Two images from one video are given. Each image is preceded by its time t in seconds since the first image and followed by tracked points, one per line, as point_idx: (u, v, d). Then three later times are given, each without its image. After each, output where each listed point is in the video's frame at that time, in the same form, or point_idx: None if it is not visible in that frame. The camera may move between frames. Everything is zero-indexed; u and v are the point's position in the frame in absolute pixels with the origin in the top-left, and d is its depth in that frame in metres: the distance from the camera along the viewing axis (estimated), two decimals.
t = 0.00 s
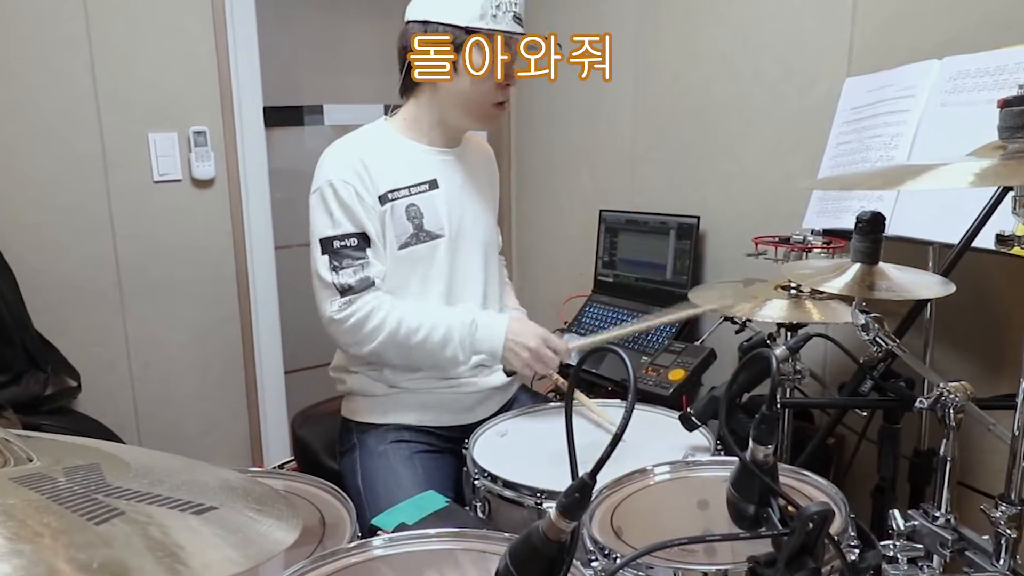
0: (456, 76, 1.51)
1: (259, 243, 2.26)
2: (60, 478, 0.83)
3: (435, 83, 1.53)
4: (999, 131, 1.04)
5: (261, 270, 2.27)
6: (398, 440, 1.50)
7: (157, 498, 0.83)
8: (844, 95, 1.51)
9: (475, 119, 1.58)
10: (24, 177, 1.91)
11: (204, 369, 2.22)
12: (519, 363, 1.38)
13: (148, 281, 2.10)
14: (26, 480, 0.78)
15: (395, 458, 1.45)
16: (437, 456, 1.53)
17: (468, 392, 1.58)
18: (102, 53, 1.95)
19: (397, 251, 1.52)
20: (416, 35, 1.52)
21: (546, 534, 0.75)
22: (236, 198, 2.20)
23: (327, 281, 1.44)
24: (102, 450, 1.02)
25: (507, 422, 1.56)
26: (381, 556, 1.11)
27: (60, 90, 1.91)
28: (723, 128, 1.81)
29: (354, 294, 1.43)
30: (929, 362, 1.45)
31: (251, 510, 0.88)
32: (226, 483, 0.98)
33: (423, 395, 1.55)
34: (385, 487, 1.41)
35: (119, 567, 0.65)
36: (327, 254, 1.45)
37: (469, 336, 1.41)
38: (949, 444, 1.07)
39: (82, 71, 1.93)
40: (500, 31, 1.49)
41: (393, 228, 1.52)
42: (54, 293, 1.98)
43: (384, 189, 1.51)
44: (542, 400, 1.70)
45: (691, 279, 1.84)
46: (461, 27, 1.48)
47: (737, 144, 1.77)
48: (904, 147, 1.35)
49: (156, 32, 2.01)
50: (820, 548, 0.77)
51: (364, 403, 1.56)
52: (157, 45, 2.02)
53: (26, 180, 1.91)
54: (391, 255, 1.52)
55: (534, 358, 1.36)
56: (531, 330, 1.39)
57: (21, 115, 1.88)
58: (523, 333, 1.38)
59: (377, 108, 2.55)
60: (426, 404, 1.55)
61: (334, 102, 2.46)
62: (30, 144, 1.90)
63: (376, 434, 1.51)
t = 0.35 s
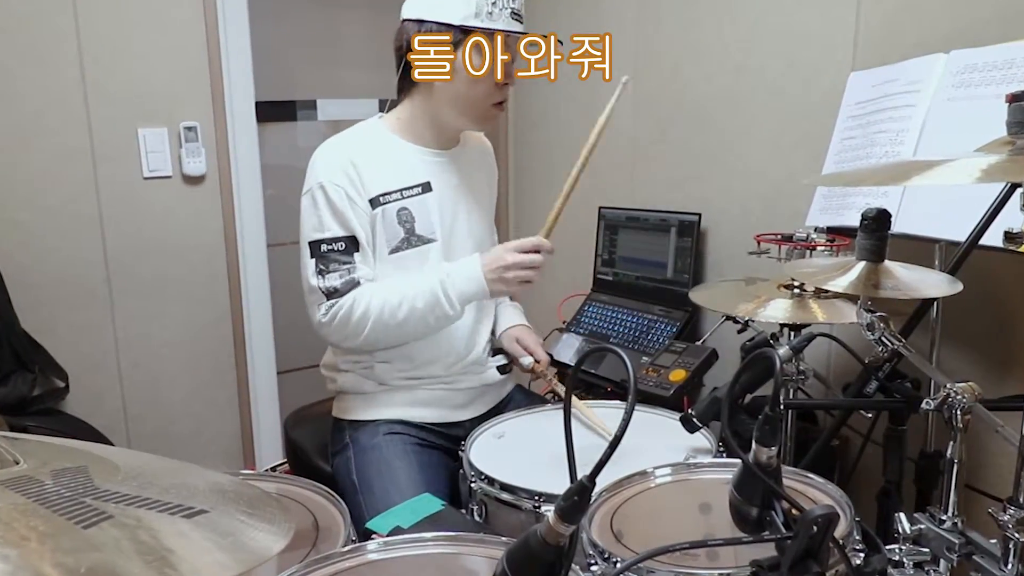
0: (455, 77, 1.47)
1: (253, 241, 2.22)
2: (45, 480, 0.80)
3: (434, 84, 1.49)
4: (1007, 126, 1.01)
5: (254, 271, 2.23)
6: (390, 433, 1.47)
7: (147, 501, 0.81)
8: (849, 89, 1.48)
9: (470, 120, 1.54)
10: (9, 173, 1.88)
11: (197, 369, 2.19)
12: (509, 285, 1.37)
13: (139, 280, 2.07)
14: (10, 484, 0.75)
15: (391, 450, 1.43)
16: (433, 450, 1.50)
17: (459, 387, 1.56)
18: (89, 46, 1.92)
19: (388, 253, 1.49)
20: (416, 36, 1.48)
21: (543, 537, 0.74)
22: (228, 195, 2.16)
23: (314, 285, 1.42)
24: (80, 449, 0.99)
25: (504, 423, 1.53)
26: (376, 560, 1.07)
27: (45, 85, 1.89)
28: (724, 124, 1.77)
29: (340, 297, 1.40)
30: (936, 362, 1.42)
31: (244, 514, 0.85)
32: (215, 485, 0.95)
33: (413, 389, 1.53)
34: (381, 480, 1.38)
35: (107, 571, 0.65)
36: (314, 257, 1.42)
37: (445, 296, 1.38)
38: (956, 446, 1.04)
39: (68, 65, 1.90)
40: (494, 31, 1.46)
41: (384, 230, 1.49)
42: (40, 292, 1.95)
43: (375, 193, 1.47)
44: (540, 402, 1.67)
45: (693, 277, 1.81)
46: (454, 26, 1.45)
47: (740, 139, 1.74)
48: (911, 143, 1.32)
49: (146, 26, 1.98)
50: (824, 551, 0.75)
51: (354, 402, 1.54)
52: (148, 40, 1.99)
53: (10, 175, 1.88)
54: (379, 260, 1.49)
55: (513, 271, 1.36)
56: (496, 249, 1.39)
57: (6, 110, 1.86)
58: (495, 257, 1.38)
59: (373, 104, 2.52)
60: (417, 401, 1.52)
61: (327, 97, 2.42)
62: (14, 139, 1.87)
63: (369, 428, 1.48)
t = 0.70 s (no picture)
0: (456, 77, 1.47)
1: (245, 239, 2.19)
2: (33, 483, 0.78)
3: (434, 84, 1.48)
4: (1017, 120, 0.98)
5: (246, 269, 2.20)
6: (384, 435, 1.45)
7: (140, 504, 0.79)
8: (853, 84, 1.45)
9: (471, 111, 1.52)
10: None
11: (190, 369, 2.16)
12: (511, 333, 1.32)
13: (130, 278, 2.05)
14: None
15: (384, 454, 1.41)
16: (426, 452, 1.48)
17: (456, 388, 1.52)
18: (78, 41, 1.89)
19: (382, 253, 1.46)
20: (415, 35, 1.48)
21: (541, 542, 0.71)
22: (219, 192, 2.12)
23: (309, 286, 1.38)
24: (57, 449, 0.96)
25: (502, 424, 1.50)
26: (370, 565, 1.04)
27: (32, 80, 1.86)
28: (727, 119, 1.75)
29: (337, 300, 1.37)
30: (942, 362, 1.39)
31: (231, 519, 0.82)
32: (203, 487, 0.92)
33: (407, 391, 1.49)
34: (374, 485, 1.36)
35: None
36: (310, 258, 1.39)
37: (453, 313, 1.35)
38: (963, 448, 1.01)
39: (56, 60, 1.88)
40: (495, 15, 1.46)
41: (379, 230, 1.45)
42: (28, 292, 1.92)
43: (370, 192, 1.44)
44: (538, 403, 1.64)
45: (693, 276, 1.79)
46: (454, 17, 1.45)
47: (742, 135, 1.71)
48: (916, 139, 1.29)
49: (136, 21, 1.95)
50: (828, 557, 0.72)
51: (347, 403, 1.50)
52: (139, 34, 1.96)
53: None
54: (376, 261, 1.46)
55: (526, 322, 1.31)
56: (515, 295, 1.34)
57: None
58: (509, 302, 1.33)
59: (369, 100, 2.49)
60: (414, 401, 1.49)
61: (321, 91, 2.39)
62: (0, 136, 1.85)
63: (362, 430, 1.46)
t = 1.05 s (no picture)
0: (456, 77, 1.42)
1: (236, 236, 2.16)
2: (20, 485, 0.75)
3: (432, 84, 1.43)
4: None
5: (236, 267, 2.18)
6: (379, 441, 1.42)
7: (130, 507, 0.76)
8: (858, 79, 1.43)
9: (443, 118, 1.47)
10: None
11: (183, 369, 2.13)
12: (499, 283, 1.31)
13: (122, 277, 2.02)
14: None
15: (379, 461, 1.37)
16: (423, 458, 1.44)
17: (447, 388, 1.51)
18: (66, 36, 1.87)
19: (373, 246, 1.43)
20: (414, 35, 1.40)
21: (540, 546, 0.69)
22: (210, 189, 2.10)
23: (295, 281, 1.35)
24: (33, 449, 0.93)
25: (500, 426, 1.48)
26: (364, 569, 1.02)
27: (19, 76, 1.83)
28: (729, 114, 1.72)
29: (323, 291, 1.34)
30: (949, 362, 1.36)
31: (224, 523, 0.79)
32: (196, 490, 0.89)
33: (403, 393, 1.47)
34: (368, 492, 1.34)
35: None
36: (296, 251, 1.36)
37: (431, 285, 1.32)
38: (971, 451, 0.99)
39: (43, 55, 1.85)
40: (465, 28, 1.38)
41: (369, 222, 1.43)
42: (16, 291, 1.90)
43: (359, 182, 1.42)
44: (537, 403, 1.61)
45: (695, 274, 1.76)
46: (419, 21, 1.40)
47: (744, 130, 1.68)
48: (923, 135, 1.26)
49: (125, 14, 1.92)
50: (832, 561, 0.68)
51: (340, 404, 1.48)
52: (129, 28, 1.93)
53: None
54: (365, 253, 1.43)
55: (512, 270, 1.30)
56: (497, 245, 1.32)
57: None
58: (492, 253, 1.31)
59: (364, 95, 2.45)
60: (409, 402, 1.47)
61: (315, 86, 2.36)
62: None
63: (355, 434, 1.42)
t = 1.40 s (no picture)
0: (457, 77, 1.37)
1: (228, 234, 2.13)
2: (6, 488, 0.72)
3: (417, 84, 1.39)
4: None
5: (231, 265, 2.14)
6: (374, 450, 1.39)
7: (118, 510, 0.74)
8: (862, 73, 1.40)
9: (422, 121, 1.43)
10: None
11: (176, 368, 2.10)
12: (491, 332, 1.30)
13: (113, 275, 2.00)
14: None
15: (374, 472, 1.34)
16: (420, 465, 1.42)
17: (441, 392, 1.48)
18: (55, 30, 1.84)
19: (363, 256, 1.41)
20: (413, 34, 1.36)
21: (538, 549, 0.69)
22: (201, 187, 2.07)
23: (285, 288, 1.33)
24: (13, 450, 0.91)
25: (497, 427, 1.45)
26: (359, 573, 0.98)
27: (6, 71, 1.81)
28: (731, 108, 1.69)
29: (314, 304, 1.32)
30: (955, 363, 1.33)
31: (216, 526, 0.77)
32: (187, 492, 0.87)
33: (398, 398, 1.44)
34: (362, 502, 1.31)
35: None
36: (287, 259, 1.34)
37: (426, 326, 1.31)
38: (977, 454, 0.96)
39: (31, 49, 1.82)
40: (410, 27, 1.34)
41: (360, 232, 1.40)
42: (5, 290, 1.87)
43: (351, 192, 1.39)
44: (535, 404, 1.58)
45: (696, 273, 1.74)
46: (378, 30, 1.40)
47: (746, 126, 1.65)
48: (928, 130, 1.24)
49: (114, 8, 1.90)
50: (836, 566, 0.66)
51: (334, 410, 1.45)
52: (120, 22, 1.91)
53: None
54: (355, 264, 1.40)
55: (507, 322, 1.30)
56: (494, 296, 1.32)
57: None
58: (489, 302, 1.31)
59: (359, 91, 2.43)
60: (402, 407, 1.44)
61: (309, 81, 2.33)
62: None
63: (350, 441, 1.40)
